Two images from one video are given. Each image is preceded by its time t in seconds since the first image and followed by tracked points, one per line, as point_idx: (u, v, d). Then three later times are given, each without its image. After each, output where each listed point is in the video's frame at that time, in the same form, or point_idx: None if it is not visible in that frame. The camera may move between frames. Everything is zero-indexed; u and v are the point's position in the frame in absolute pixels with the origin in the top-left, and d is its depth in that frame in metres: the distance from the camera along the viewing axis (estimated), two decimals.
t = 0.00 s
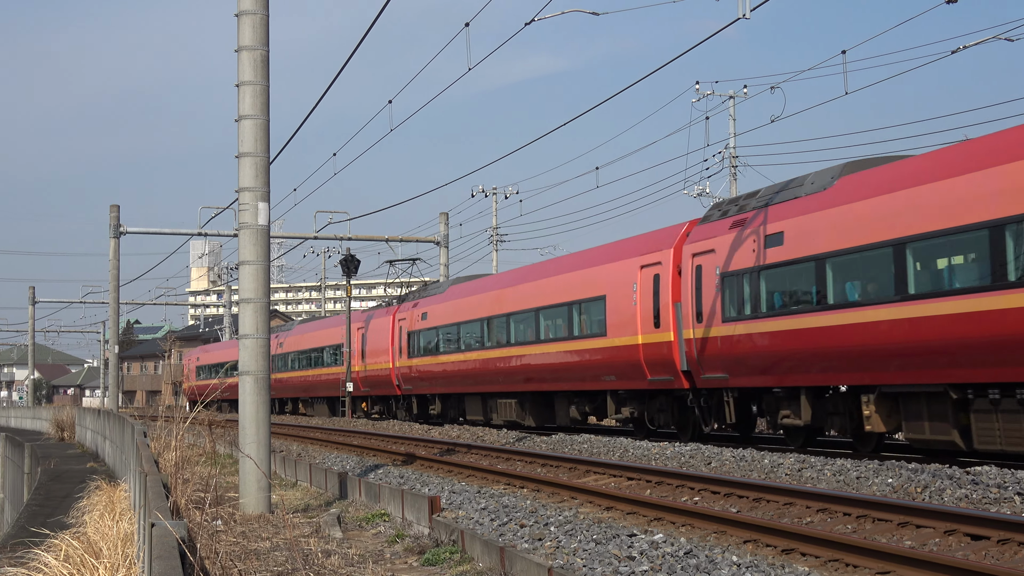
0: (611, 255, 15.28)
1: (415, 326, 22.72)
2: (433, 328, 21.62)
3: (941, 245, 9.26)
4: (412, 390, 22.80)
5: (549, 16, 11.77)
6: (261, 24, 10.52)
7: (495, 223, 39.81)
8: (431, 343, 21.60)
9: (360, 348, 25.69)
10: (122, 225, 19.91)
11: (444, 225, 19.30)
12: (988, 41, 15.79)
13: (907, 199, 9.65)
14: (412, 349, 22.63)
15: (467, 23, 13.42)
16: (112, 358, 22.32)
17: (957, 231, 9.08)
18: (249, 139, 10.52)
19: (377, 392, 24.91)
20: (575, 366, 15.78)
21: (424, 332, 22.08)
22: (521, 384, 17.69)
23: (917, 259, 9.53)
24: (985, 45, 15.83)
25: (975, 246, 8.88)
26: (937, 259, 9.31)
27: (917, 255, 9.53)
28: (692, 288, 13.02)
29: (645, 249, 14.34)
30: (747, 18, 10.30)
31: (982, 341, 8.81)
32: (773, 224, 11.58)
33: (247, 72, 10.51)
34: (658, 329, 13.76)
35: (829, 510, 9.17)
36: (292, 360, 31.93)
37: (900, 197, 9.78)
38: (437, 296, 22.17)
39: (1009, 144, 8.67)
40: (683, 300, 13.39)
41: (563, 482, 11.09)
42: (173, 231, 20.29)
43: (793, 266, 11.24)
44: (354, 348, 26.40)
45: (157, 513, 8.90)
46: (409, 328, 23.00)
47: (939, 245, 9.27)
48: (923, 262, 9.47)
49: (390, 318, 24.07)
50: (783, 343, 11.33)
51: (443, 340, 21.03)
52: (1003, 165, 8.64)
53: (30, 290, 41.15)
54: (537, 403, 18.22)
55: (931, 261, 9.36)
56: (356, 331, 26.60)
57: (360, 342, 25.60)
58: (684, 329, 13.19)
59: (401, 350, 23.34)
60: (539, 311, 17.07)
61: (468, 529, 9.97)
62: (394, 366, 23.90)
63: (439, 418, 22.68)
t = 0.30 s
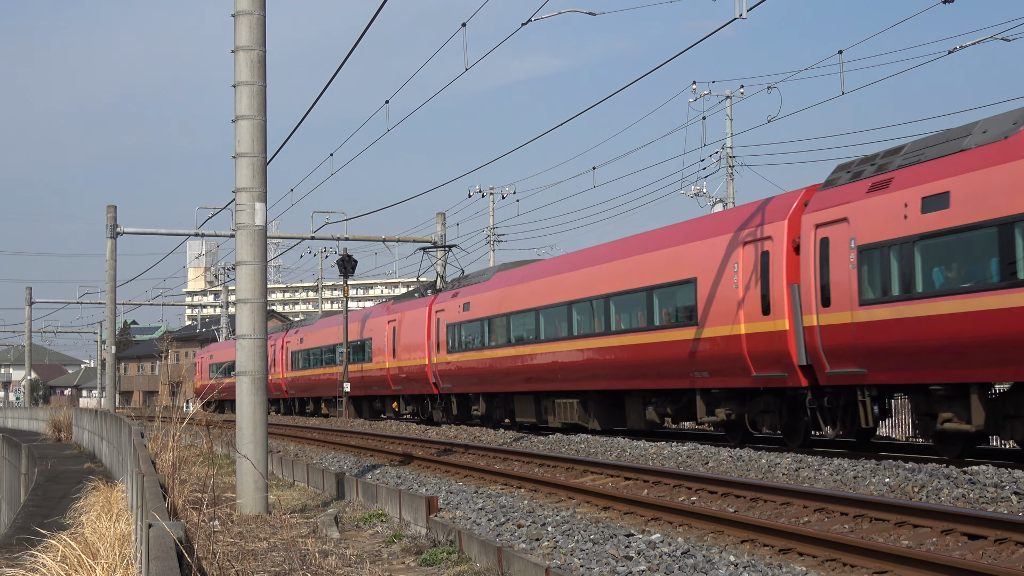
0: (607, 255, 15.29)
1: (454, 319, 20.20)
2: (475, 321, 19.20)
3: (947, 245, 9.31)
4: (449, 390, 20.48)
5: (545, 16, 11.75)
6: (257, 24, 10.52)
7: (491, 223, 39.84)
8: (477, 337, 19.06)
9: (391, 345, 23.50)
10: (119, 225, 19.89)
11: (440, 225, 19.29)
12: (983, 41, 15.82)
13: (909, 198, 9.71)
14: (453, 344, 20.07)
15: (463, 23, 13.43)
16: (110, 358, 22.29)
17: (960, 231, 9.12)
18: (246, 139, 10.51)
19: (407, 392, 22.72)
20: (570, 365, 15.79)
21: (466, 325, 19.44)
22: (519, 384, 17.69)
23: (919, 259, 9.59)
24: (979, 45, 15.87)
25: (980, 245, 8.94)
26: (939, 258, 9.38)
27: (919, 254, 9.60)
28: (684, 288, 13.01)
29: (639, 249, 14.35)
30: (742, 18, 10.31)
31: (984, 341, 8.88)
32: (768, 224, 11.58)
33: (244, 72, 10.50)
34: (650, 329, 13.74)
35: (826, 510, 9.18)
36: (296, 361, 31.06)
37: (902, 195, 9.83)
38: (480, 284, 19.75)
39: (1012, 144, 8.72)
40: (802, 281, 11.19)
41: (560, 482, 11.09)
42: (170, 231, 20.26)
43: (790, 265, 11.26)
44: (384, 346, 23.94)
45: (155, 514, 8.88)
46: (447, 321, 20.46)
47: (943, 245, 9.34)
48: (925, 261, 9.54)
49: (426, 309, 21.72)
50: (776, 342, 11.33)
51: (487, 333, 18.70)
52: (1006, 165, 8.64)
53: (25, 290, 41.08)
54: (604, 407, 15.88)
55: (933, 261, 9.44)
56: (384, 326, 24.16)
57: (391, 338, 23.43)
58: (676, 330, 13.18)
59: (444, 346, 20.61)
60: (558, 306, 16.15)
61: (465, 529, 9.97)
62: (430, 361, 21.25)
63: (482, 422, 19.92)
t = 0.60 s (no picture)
0: (606, 255, 15.30)
1: (504, 309, 18.12)
2: (531, 311, 17.10)
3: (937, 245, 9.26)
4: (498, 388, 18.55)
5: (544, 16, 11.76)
6: (256, 24, 10.52)
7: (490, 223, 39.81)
8: (535, 331, 16.92)
9: (429, 339, 21.41)
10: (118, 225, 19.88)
11: (440, 225, 19.30)
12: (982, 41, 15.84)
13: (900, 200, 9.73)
14: (502, 338, 18.03)
15: (462, 24, 13.44)
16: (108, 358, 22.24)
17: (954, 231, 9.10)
18: (245, 139, 10.51)
19: (449, 390, 20.72)
20: (570, 365, 15.80)
21: (521, 316, 17.36)
22: (519, 384, 17.69)
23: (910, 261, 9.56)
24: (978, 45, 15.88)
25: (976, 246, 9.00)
26: (997, 246, 8.82)
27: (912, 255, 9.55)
28: (683, 288, 13.02)
29: (638, 249, 14.36)
30: (741, 18, 10.31)
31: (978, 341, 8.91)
32: (766, 223, 11.58)
33: (243, 72, 10.49)
34: (649, 330, 13.75)
35: (825, 510, 9.17)
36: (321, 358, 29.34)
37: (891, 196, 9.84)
38: (537, 270, 17.38)
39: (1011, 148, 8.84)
40: (977, 253, 9.11)
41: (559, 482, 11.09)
42: (169, 231, 20.25)
43: (783, 266, 11.23)
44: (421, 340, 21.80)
45: (154, 514, 8.87)
46: (496, 311, 18.37)
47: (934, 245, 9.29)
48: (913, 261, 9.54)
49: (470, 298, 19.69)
50: (774, 342, 11.32)
51: (545, 326, 16.66)
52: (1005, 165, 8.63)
53: (24, 290, 41.05)
54: (692, 409, 13.85)
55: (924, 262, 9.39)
56: (419, 319, 21.99)
57: (428, 332, 21.36)
58: (673, 330, 13.21)
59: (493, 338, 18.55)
60: (559, 305, 16.23)
61: (464, 529, 9.97)
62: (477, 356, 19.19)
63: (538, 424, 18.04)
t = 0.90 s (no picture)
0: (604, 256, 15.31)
1: (567, 296, 15.99)
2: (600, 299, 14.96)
3: (938, 246, 9.23)
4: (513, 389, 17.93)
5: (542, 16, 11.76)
6: (255, 25, 10.52)
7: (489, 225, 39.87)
8: (607, 321, 14.79)
9: (476, 335, 19.04)
10: (116, 226, 19.87)
11: (438, 226, 19.31)
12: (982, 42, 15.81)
13: (898, 200, 9.69)
14: (501, 339, 18.04)
15: (460, 24, 13.46)
16: (106, 358, 22.16)
17: (948, 232, 9.13)
18: (244, 139, 10.51)
19: (498, 390, 18.39)
20: (568, 366, 15.85)
21: (587, 304, 15.26)
22: (517, 385, 17.71)
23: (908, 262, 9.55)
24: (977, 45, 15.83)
25: (968, 246, 8.92)
26: None
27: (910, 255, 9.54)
28: (684, 288, 13.00)
29: (636, 249, 14.39)
30: (740, 18, 10.30)
31: (975, 342, 8.85)
32: (764, 223, 11.59)
33: (241, 73, 10.50)
34: (649, 330, 13.75)
35: (824, 510, 9.18)
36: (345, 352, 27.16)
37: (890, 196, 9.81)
38: (606, 252, 15.33)
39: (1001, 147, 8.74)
40: None
41: (557, 483, 11.10)
42: (167, 232, 20.24)
43: (782, 266, 11.24)
44: (465, 335, 19.39)
45: (153, 515, 8.87)
46: (557, 299, 16.26)
47: (933, 246, 9.28)
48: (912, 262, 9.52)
49: (525, 285, 17.53)
50: (774, 342, 11.32)
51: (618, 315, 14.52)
52: (1001, 165, 8.65)
53: (24, 291, 41.06)
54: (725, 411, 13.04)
55: (921, 262, 9.39)
56: (462, 311, 19.69)
57: (473, 327, 19.14)
58: (673, 330, 13.20)
59: (554, 332, 16.36)
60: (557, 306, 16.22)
61: (463, 530, 9.97)
62: (533, 351, 17.08)
63: (606, 427, 15.85)
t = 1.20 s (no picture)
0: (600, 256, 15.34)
1: (642, 281, 13.94)
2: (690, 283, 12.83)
3: (937, 245, 9.24)
4: (508, 390, 17.98)
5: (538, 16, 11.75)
6: (251, 25, 10.52)
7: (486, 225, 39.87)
8: (697, 309, 12.72)
9: (532, 327, 16.94)
10: (112, 226, 19.84)
11: (435, 226, 19.31)
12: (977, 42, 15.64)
13: (898, 199, 9.69)
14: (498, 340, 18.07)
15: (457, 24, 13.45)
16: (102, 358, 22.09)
17: (945, 232, 9.15)
18: (240, 140, 10.50)
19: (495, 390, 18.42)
20: (565, 367, 15.88)
21: (671, 289, 13.19)
22: (514, 386, 17.73)
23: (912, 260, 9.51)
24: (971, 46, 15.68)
25: (967, 246, 8.91)
26: None
27: (908, 255, 9.56)
28: (682, 288, 13.02)
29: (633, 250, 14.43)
30: (737, 19, 10.30)
31: (976, 341, 8.83)
32: (762, 224, 11.61)
33: (238, 73, 10.49)
34: (647, 331, 13.77)
35: (820, 510, 9.17)
36: (369, 348, 24.99)
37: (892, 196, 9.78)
38: (695, 229, 13.14)
39: (1002, 143, 8.70)
40: None
41: (553, 483, 11.09)
42: (164, 232, 20.23)
43: (780, 266, 11.26)
44: (517, 328, 17.32)
45: (148, 515, 8.86)
46: (631, 284, 14.17)
47: (931, 246, 9.29)
48: (911, 262, 9.52)
49: (521, 286, 17.57)
50: (773, 342, 11.33)
51: (711, 301, 12.47)
52: (998, 165, 8.65)
53: (20, 292, 41.05)
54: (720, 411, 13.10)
55: (920, 262, 9.41)
56: (515, 300, 17.61)
57: (527, 319, 17.10)
58: (672, 330, 13.20)
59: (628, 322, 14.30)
60: (554, 307, 16.25)
61: (459, 530, 9.96)
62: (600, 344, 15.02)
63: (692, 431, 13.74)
